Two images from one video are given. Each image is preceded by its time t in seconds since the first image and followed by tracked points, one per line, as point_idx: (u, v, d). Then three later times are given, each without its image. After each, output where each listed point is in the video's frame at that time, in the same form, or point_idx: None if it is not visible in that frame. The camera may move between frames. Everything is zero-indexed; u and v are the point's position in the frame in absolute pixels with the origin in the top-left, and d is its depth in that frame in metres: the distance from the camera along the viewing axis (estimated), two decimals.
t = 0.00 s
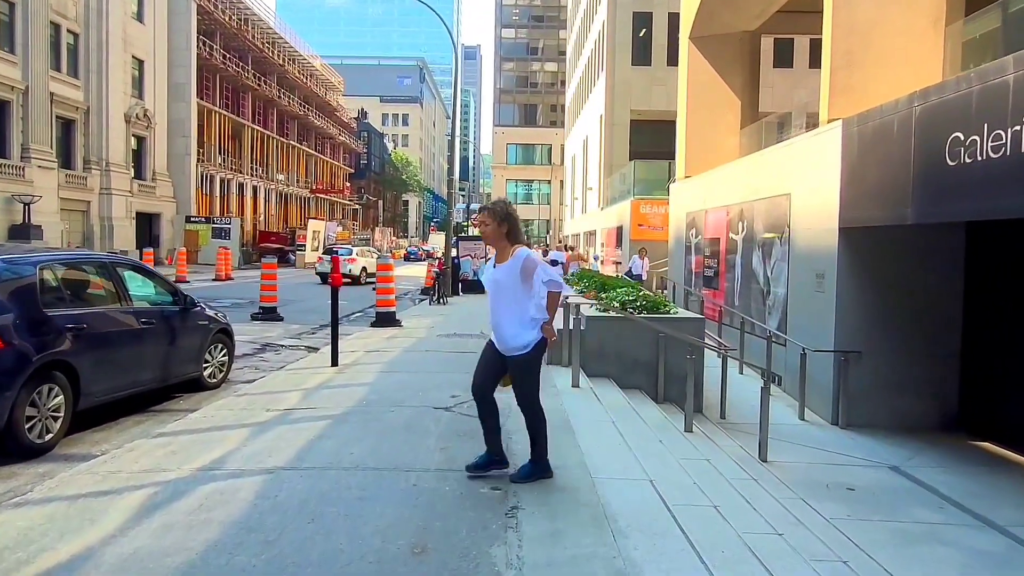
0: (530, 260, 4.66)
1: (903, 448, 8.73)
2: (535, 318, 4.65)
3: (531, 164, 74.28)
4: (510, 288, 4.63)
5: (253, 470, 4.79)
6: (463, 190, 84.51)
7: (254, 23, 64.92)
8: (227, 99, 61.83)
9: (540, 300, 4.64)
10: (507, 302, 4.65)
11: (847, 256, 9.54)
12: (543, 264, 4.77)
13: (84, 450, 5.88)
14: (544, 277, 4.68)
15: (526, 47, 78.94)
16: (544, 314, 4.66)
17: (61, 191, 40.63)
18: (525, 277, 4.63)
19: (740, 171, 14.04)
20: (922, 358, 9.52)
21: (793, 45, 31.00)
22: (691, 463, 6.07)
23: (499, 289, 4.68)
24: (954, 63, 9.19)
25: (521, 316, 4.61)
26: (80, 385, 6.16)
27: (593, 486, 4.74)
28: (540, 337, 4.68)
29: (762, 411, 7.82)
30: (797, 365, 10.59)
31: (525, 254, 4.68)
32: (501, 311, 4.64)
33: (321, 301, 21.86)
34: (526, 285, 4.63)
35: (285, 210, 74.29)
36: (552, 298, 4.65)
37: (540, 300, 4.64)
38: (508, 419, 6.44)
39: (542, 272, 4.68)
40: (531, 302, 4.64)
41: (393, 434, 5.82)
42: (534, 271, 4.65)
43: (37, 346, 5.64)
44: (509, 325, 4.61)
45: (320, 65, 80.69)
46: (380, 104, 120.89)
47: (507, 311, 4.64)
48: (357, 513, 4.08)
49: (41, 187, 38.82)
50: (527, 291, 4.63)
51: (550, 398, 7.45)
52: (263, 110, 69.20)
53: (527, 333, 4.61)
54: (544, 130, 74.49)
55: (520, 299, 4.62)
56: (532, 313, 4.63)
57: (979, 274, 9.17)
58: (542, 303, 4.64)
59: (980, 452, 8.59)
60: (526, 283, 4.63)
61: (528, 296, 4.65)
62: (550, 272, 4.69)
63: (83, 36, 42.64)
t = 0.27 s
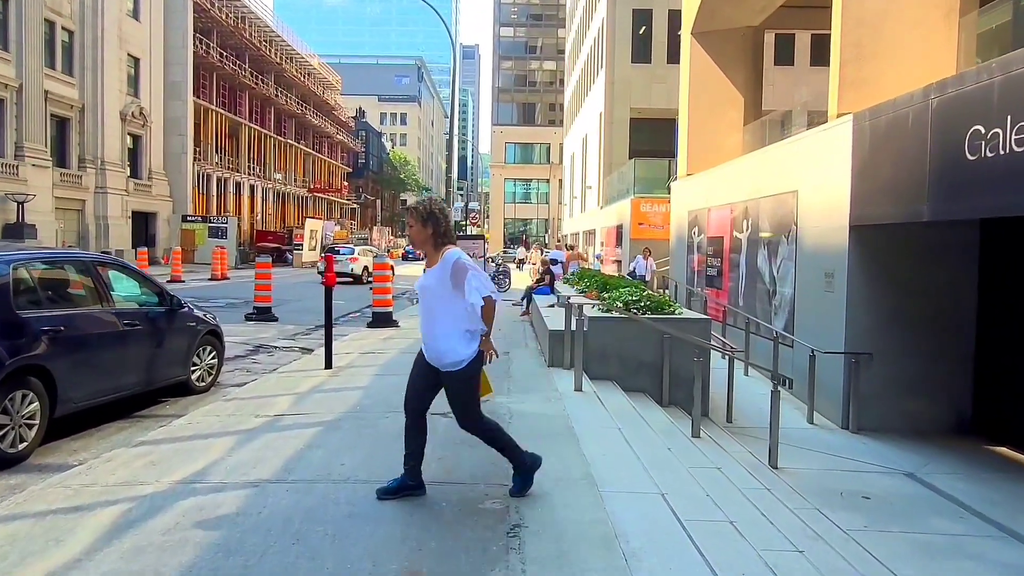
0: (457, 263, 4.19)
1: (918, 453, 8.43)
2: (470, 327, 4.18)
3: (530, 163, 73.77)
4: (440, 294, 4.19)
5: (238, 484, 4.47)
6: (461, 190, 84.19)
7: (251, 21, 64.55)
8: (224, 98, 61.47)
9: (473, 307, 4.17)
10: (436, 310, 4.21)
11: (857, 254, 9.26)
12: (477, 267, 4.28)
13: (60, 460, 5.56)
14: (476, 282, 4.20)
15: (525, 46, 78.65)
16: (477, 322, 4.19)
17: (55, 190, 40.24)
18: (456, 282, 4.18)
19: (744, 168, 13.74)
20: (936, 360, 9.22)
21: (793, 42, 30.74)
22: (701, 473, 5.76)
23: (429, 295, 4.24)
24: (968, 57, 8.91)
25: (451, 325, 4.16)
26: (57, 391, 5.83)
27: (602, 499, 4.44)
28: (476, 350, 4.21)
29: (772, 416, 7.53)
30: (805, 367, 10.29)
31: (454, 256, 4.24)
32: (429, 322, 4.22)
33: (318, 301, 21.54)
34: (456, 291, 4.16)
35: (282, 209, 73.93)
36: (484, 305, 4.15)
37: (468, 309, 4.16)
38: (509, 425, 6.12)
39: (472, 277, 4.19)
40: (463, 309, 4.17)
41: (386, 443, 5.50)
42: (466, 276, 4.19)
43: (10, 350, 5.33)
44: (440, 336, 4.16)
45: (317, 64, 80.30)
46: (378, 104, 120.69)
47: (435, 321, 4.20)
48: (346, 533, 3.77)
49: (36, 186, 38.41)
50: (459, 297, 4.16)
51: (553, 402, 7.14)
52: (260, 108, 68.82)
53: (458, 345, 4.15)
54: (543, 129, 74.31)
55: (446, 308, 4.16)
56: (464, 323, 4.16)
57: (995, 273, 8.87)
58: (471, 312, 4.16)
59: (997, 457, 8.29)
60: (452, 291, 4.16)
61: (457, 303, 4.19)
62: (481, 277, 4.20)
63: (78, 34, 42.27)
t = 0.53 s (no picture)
0: (379, 244, 3.87)
1: (931, 458, 8.14)
2: (394, 318, 3.86)
3: (529, 161, 72.97)
4: (361, 283, 3.84)
5: (216, 499, 4.16)
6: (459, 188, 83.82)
7: (247, 18, 64.13)
8: (220, 96, 61.05)
9: (398, 297, 3.86)
10: (355, 300, 3.84)
11: (866, 252, 8.95)
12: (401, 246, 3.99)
13: (30, 471, 5.23)
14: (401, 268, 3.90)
15: (523, 44, 78.30)
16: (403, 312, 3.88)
17: (48, 188, 39.81)
18: (381, 267, 3.85)
19: (747, 164, 13.43)
20: (948, 361, 8.92)
21: (793, 38, 30.47)
22: (710, 482, 5.45)
23: (348, 283, 3.86)
24: (980, 47, 8.63)
25: (374, 316, 3.82)
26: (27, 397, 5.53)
27: (607, 515, 4.13)
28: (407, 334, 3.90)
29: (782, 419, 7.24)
30: (812, 368, 10.00)
31: (376, 241, 3.92)
32: (345, 309, 3.86)
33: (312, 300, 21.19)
34: (379, 277, 3.83)
35: (279, 208, 73.49)
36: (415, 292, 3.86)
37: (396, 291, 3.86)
38: (507, 432, 5.81)
39: (398, 255, 3.89)
40: (387, 298, 3.85)
41: (377, 453, 5.19)
42: (391, 261, 3.88)
43: None
44: (362, 327, 3.80)
45: (314, 62, 79.87)
46: (376, 102, 120.24)
47: (352, 308, 3.85)
48: (328, 556, 3.46)
49: (29, 185, 38.00)
50: (382, 285, 3.83)
51: (553, 406, 6.83)
52: (256, 107, 68.41)
53: (381, 337, 3.80)
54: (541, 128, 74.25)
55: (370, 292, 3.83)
56: (389, 313, 3.84)
57: (1009, 271, 8.57)
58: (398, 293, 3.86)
59: (1013, 462, 8.00)
60: (373, 272, 3.84)
61: (380, 289, 3.86)
62: (409, 259, 3.91)
63: (72, 31, 41.87)
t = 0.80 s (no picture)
0: (260, 251, 3.41)
1: (945, 465, 7.84)
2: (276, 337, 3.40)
3: (526, 160, 72.87)
4: (240, 296, 3.37)
5: (189, 521, 3.87)
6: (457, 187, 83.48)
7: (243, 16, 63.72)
8: (216, 94, 60.65)
9: (281, 311, 3.40)
10: (232, 316, 3.38)
11: (875, 251, 8.66)
12: (293, 256, 3.55)
13: None
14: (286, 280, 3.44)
15: (521, 42, 77.95)
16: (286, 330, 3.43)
17: (42, 187, 39.40)
18: (262, 279, 3.39)
19: (749, 161, 13.14)
20: (960, 364, 8.63)
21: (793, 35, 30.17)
22: (718, 494, 5.14)
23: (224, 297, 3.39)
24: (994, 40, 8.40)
25: (253, 333, 3.36)
26: None
27: (612, 538, 3.83)
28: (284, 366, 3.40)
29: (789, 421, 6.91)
30: (818, 371, 9.70)
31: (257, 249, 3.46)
32: (223, 325, 3.39)
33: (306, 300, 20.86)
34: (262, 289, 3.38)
35: (276, 207, 73.13)
36: (301, 306, 3.40)
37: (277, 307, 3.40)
38: (503, 442, 5.52)
39: (282, 265, 3.43)
40: (269, 314, 3.39)
41: (366, 465, 4.89)
42: (272, 272, 3.42)
43: None
44: (240, 347, 3.35)
45: (311, 60, 79.47)
46: (373, 100, 119.87)
47: (231, 323, 3.38)
48: None
49: (22, 184, 37.60)
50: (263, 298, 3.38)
51: (553, 414, 6.53)
52: (253, 105, 68.03)
53: (259, 358, 3.35)
54: (539, 126, 74.11)
55: (244, 301, 3.37)
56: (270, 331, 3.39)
57: None
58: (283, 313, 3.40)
59: None
60: (254, 284, 3.39)
61: (261, 302, 3.40)
62: (295, 268, 3.45)
63: (66, 28, 41.48)
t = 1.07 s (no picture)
0: (104, 237, 2.91)
1: (961, 471, 7.57)
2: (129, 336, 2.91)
3: (524, 158, 72.67)
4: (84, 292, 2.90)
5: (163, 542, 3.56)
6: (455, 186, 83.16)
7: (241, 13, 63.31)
8: (213, 92, 60.28)
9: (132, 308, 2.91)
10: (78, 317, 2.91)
11: (888, 249, 8.36)
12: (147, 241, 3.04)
13: None
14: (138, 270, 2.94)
15: (519, 40, 77.64)
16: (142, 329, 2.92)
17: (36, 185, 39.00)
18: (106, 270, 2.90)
19: (754, 157, 12.85)
20: (975, 367, 8.35)
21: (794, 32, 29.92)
22: (731, 505, 4.85)
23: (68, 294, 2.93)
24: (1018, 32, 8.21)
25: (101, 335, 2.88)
26: None
27: (624, 560, 3.54)
28: (117, 383, 2.86)
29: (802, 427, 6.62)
30: (828, 373, 9.41)
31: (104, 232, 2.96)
32: (70, 327, 2.93)
33: (302, 300, 20.55)
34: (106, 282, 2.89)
35: (273, 205, 72.77)
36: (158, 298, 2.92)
37: (112, 299, 2.88)
38: (504, 451, 5.22)
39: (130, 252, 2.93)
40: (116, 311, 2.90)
41: (358, 478, 4.58)
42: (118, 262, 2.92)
43: None
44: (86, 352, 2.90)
45: (309, 58, 79.08)
46: (371, 99, 119.50)
47: (76, 325, 2.92)
48: None
49: (15, 181, 37.19)
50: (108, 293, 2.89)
51: (556, 419, 6.23)
52: (250, 103, 67.66)
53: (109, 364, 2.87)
54: (537, 124, 73.88)
55: (82, 294, 2.89)
56: (123, 331, 2.90)
57: None
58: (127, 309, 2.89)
59: None
60: (100, 275, 2.90)
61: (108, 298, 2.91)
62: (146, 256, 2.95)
63: (61, 25, 41.09)
